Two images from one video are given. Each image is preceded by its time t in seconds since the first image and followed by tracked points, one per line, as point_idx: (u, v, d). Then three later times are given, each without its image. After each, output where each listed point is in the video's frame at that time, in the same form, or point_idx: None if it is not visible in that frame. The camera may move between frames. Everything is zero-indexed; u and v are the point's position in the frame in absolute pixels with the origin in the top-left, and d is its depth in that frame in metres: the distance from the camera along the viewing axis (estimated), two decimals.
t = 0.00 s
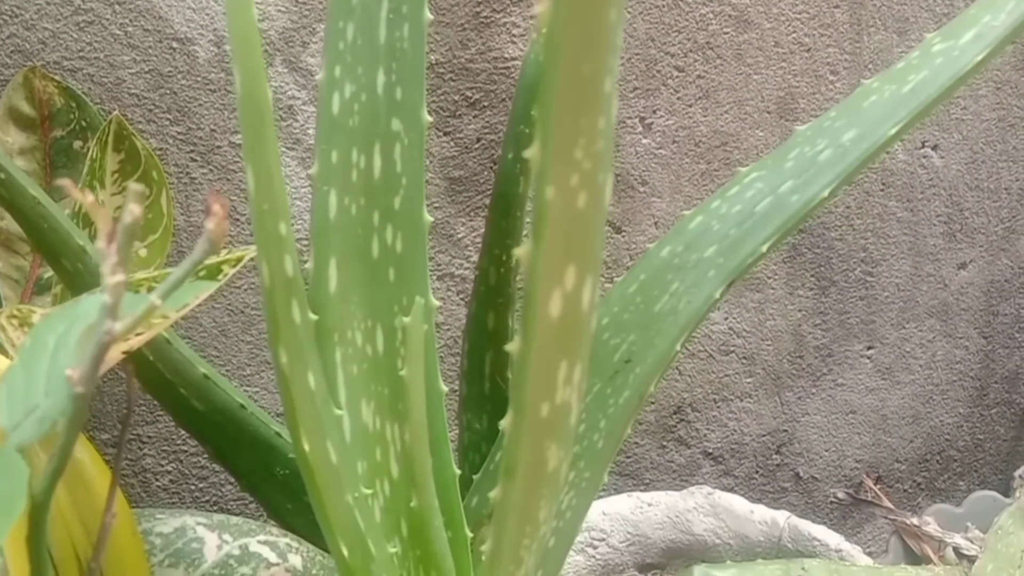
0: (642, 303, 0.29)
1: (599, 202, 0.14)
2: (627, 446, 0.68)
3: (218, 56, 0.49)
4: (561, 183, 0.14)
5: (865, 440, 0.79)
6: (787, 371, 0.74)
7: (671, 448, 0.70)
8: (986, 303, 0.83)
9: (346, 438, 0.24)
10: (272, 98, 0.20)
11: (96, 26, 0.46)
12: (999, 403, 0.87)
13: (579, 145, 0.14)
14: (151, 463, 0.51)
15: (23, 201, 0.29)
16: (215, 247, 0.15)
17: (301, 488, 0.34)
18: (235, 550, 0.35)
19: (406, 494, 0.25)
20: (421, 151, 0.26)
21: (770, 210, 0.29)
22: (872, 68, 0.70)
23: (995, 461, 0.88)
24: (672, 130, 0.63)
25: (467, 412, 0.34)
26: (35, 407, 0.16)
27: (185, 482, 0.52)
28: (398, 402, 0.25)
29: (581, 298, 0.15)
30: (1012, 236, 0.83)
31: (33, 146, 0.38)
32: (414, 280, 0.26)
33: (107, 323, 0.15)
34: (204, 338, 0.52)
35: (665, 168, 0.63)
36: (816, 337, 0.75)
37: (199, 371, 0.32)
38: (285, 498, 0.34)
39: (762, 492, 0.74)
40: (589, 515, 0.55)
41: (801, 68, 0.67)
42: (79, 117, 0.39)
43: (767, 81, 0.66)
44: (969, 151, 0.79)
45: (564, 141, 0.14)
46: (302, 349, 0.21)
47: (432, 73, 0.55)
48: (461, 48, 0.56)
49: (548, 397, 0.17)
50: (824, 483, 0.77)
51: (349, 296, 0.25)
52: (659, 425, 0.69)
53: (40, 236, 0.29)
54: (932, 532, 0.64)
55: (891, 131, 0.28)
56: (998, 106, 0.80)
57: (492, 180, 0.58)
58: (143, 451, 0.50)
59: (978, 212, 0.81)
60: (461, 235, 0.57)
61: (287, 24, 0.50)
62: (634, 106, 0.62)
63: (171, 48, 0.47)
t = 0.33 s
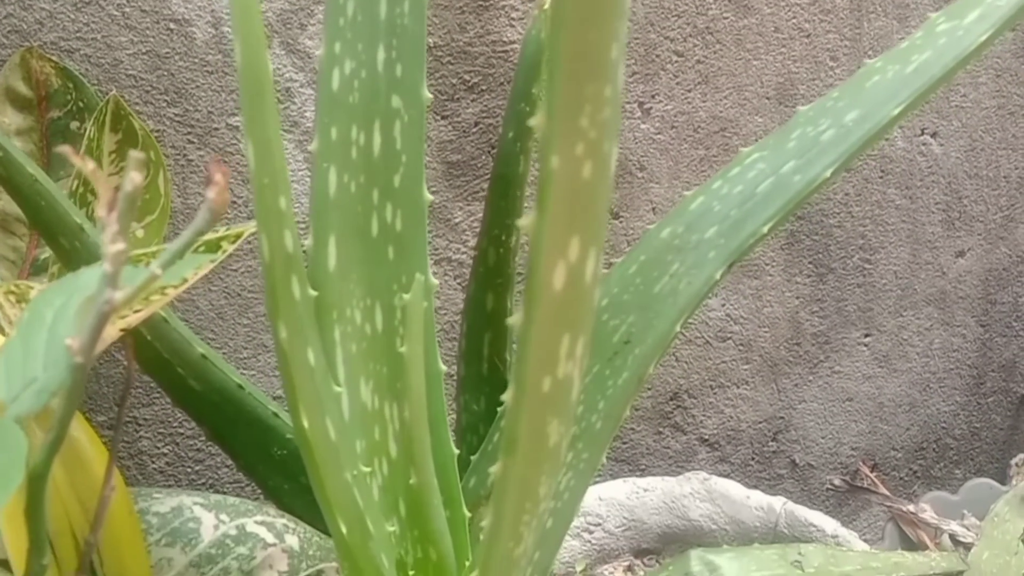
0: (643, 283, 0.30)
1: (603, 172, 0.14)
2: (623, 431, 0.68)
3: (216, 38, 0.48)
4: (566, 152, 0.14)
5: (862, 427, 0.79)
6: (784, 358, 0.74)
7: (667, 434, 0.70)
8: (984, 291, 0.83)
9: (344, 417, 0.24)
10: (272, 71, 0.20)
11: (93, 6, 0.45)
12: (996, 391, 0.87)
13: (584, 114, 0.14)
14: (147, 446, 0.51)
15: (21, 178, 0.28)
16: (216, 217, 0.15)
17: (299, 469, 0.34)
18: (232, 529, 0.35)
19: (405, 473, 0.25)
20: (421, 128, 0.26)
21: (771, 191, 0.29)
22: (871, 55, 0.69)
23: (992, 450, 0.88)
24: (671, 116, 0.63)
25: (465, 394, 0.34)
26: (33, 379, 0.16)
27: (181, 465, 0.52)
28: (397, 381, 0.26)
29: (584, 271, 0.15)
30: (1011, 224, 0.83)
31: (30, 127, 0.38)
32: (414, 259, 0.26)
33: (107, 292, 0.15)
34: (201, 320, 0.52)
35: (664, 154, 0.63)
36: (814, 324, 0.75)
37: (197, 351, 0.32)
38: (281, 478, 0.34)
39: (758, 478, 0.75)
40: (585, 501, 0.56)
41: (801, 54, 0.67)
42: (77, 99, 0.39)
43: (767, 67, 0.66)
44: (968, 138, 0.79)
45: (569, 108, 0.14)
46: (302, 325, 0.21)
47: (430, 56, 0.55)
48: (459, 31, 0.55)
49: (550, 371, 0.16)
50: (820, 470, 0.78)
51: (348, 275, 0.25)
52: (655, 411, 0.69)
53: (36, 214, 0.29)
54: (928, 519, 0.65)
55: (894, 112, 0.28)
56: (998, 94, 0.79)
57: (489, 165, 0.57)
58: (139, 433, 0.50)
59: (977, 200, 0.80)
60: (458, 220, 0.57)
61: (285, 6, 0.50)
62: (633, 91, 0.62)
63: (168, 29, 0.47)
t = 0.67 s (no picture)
0: (642, 263, 0.30)
1: (606, 138, 0.14)
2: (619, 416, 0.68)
3: (213, 15, 0.48)
4: (569, 117, 0.14)
5: (858, 415, 0.80)
6: (780, 345, 0.75)
7: (663, 419, 0.71)
8: (981, 280, 0.83)
9: (341, 392, 0.24)
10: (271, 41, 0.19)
11: None
12: (991, 380, 0.88)
13: (588, 78, 0.14)
14: (142, 426, 0.51)
15: (16, 152, 0.28)
16: (216, 180, 0.15)
17: (295, 447, 0.34)
18: (229, 507, 0.35)
19: (402, 448, 0.25)
20: (421, 103, 0.26)
21: (772, 169, 0.29)
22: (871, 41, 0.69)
23: (986, 439, 0.89)
24: (670, 100, 0.63)
25: (462, 373, 0.34)
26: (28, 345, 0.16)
27: (177, 445, 0.52)
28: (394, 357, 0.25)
29: (586, 239, 0.15)
30: (1008, 213, 0.83)
31: (25, 104, 0.38)
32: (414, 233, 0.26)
33: (105, 257, 0.14)
34: (197, 300, 0.52)
35: (663, 139, 0.63)
36: (810, 311, 0.75)
37: (194, 328, 0.32)
38: (277, 456, 0.34)
39: (754, 465, 0.76)
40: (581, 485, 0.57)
41: (801, 39, 0.67)
42: (72, 75, 0.39)
43: (766, 52, 0.66)
44: (967, 126, 0.79)
45: (573, 73, 0.14)
46: (300, 297, 0.21)
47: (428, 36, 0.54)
48: (458, 11, 0.54)
49: (550, 342, 0.16)
50: (815, 457, 0.79)
51: (346, 250, 0.25)
52: (651, 396, 0.70)
53: (32, 187, 0.29)
54: (924, 506, 0.65)
55: (897, 90, 0.28)
56: (997, 82, 0.79)
57: (487, 147, 0.57)
58: (134, 413, 0.50)
59: (975, 189, 0.80)
60: (456, 202, 0.58)
61: None
62: (633, 75, 0.61)
63: (165, 6, 0.47)
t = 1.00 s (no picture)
0: (640, 244, 0.30)
1: (609, 103, 0.14)
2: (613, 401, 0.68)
3: None
4: (571, 81, 0.14)
5: (853, 404, 0.80)
6: (777, 333, 0.75)
7: (659, 407, 0.71)
8: (977, 271, 0.83)
9: (338, 367, 0.24)
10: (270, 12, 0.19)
11: None
12: (987, 371, 0.88)
13: (591, 39, 0.14)
14: (138, 407, 0.51)
15: (12, 126, 0.28)
16: (213, 144, 0.15)
17: (290, 427, 0.34)
18: (224, 486, 0.35)
19: (398, 425, 0.25)
20: (420, 77, 0.26)
21: (772, 150, 0.29)
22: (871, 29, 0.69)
23: (981, 430, 0.89)
24: (669, 86, 0.63)
25: (460, 353, 0.34)
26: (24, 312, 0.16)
27: (173, 426, 0.52)
28: (391, 334, 0.25)
29: (587, 208, 0.15)
30: (1006, 204, 0.83)
31: (22, 82, 0.38)
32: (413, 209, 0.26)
33: (101, 220, 0.14)
34: (193, 282, 0.52)
35: (662, 125, 0.63)
36: (807, 300, 0.75)
37: (189, 306, 0.32)
38: (274, 436, 0.34)
39: (748, 452, 0.76)
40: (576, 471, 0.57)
41: (802, 27, 0.67)
42: (70, 54, 0.38)
43: (766, 39, 0.66)
44: (966, 116, 0.78)
45: (575, 36, 0.13)
46: (297, 270, 0.21)
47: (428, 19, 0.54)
48: None
49: (548, 313, 0.16)
50: (810, 446, 0.79)
51: (344, 226, 0.25)
52: (647, 383, 0.70)
53: (28, 162, 0.29)
54: (918, 494, 0.65)
55: (899, 70, 0.28)
56: (997, 72, 0.79)
57: (486, 132, 0.57)
58: (129, 394, 0.51)
59: (973, 179, 0.80)
60: (454, 186, 0.58)
61: None
62: (633, 60, 0.61)
63: None
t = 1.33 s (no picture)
0: (640, 229, 0.30)
1: (609, 77, 0.14)
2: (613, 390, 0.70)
3: None
4: (570, 54, 0.14)
5: (852, 395, 0.81)
6: (777, 323, 0.75)
7: (658, 396, 0.72)
8: (979, 263, 0.83)
9: (336, 348, 0.24)
10: None
11: None
12: (986, 363, 0.88)
13: (590, 13, 0.13)
14: (137, 390, 0.51)
15: (11, 104, 0.28)
16: (209, 117, 0.15)
17: (288, 410, 0.33)
18: (221, 468, 0.35)
19: (396, 407, 0.25)
20: (420, 57, 0.26)
21: (773, 135, 0.29)
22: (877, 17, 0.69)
23: (979, 422, 0.89)
24: (672, 73, 0.63)
25: (459, 338, 0.34)
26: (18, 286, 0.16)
27: (172, 409, 0.53)
28: (389, 316, 0.25)
29: (585, 185, 0.15)
30: (1008, 196, 0.83)
31: (22, 60, 0.37)
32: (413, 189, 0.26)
33: (94, 191, 0.14)
34: (193, 265, 0.52)
35: (664, 112, 0.63)
36: (808, 290, 0.75)
37: (188, 286, 0.32)
38: (272, 419, 0.34)
39: (747, 442, 0.78)
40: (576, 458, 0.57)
41: (806, 15, 0.66)
42: (70, 33, 0.38)
43: (770, 27, 0.65)
44: (969, 108, 0.78)
45: (574, 9, 0.13)
46: (294, 248, 0.21)
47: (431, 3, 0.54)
48: None
49: (546, 292, 0.16)
50: (808, 436, 0.80)
51: (343, 206, 0.25)
52: (646, 371, 0.71)
53: (26, 139, 0.28)
54: (916, 486, 0.65)
55: (902, 55, 0.28)
56: (1000, 64, 0.78)
57: (488, 117, 0.57)
58: (128, 376, 0.51)
59: (975, 171, 0.80)
60: (455, 171, 0.58)
61: None
62: (636, 47, 0.61)
63: None
